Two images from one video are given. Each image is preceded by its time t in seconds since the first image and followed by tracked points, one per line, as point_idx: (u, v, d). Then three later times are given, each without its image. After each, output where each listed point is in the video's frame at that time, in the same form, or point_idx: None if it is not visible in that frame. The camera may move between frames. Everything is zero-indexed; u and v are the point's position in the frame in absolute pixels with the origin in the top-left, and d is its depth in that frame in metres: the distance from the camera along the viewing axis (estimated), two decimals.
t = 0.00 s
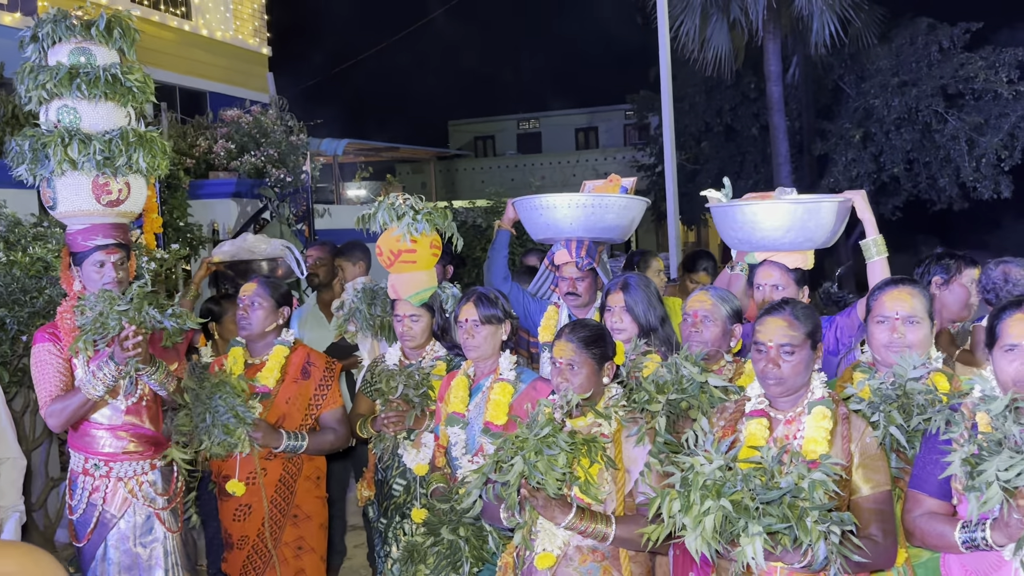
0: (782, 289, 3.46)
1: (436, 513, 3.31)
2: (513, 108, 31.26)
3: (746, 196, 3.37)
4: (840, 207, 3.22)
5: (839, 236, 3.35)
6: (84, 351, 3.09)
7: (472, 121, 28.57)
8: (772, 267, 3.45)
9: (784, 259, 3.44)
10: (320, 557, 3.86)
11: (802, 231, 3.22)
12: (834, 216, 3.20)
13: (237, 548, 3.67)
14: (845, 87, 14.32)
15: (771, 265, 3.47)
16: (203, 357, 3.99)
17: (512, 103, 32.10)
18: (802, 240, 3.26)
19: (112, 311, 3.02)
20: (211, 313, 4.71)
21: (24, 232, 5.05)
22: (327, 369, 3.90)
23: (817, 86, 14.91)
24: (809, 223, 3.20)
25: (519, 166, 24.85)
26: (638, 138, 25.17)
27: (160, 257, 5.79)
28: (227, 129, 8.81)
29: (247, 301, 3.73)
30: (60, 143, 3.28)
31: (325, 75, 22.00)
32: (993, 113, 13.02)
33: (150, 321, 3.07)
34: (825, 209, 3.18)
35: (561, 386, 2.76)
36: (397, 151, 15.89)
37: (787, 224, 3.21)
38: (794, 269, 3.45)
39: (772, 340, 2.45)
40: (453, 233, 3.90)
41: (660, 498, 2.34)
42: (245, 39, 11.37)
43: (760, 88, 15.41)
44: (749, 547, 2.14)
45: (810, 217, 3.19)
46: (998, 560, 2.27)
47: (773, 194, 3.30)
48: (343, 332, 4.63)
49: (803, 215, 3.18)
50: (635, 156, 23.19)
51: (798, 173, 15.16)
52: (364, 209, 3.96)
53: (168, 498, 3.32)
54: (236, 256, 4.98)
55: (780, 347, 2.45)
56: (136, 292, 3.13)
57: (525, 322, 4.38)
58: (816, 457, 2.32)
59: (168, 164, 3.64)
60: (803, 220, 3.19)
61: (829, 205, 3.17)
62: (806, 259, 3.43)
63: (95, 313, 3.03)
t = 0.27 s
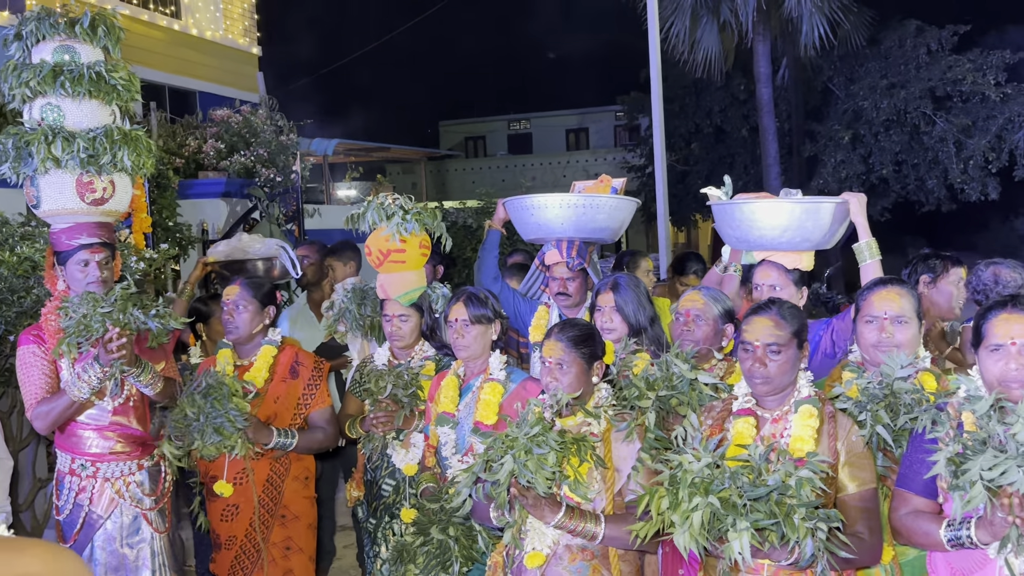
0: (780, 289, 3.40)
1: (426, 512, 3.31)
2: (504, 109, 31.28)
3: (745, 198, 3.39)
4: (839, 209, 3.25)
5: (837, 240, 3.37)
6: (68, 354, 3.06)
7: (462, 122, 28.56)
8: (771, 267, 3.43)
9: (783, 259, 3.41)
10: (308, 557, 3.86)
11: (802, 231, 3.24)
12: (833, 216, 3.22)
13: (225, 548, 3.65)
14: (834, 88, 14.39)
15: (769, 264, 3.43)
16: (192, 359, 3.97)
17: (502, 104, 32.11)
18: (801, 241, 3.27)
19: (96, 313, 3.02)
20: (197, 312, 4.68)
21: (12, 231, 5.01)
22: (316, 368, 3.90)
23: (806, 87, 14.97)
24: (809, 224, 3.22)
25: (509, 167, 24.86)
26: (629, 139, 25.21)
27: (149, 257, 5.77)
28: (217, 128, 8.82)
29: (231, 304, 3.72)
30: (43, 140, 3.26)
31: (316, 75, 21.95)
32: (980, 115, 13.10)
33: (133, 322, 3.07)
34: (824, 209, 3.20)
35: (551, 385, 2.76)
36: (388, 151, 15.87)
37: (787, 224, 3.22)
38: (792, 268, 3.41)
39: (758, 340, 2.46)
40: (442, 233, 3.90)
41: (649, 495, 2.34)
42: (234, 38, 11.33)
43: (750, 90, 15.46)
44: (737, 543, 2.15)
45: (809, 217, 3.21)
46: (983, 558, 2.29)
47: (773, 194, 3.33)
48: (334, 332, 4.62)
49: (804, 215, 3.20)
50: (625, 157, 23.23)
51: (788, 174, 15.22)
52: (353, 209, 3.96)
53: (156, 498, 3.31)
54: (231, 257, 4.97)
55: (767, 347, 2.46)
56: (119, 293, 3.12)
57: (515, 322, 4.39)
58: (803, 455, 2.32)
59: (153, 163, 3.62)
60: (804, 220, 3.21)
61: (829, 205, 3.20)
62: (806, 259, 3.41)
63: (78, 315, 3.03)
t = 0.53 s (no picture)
0: (774, 290, 3.44)
1: (413, 512, 3.32)
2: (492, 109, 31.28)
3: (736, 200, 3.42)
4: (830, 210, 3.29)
5: (828, 242, 3.40)
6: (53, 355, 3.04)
7: (451, 122, 28.55)
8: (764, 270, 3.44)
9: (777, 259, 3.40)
10: (293, 556, 3.85)
11: (794, 231, 3.26)
12: (824, 216, 3.26)
13: (208, 549, 3.65)
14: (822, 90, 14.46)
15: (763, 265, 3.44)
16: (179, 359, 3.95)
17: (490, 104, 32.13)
18: (794, 242, 3.29)
19: (81, 314, 3.01)
20: (185, 316, 4.61)
21: None
22: (301, 368, 3.92)
23: (794, 89, 15.04)
24: (802, 224, 3.25)
25: (498, 167, 24.87)
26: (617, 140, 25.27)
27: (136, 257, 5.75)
28: (204, 128, 8.82)
29: (215, 306, 3.70)
30: (28, 138, 3.24)
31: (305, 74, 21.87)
32: (966, 117, 13.20)
33: (120, 323, 3.07)
34: (816, 209, 3.24)
35: (537, 384, 2.77)
36: (376, 151, 15.84)
37: (780, 225, 3.24)
38: (787, 270, 3.41)
39: (742, 339, 2.48)
40: (430, 232, 3.90)
41: (634, 492, 2.36)
42: (222, 37, 11.28)
43: (738, 91, 15.53)
44: (723, 538, 2.17)
45: (801, 217, 3.24)
46: (965, 555, 2.31)
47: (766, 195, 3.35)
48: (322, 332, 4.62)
49: (795, 215, 3.23)
50: (614, 157, 23.29)
51: (775, 175, 15.30)
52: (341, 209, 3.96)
53: (142, 498, 3.32)
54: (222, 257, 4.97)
55: (751, 346, 2.47)
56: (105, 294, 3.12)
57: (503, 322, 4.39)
58: (786, 452, 2.34)
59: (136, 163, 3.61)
60: (796, 221, 3.24)
61: (820, 206, 3.24)
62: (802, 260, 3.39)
63: (64, 315, 3.02)
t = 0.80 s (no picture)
0: (767, 290, 3.46)
1: (400, 509, 3.32)
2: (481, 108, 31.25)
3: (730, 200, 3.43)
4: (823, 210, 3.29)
5: (820, 242, 3.40)
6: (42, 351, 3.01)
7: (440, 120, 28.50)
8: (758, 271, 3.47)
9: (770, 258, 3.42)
10: (276, 556, 3.83)
11: (787, 231, 3.26)
12: (817, 216, 3.26)
13: (189, 548, 3.64)
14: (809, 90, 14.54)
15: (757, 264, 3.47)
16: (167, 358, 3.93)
17: (479, 103, 32.10)
18: (786, 241, 3.30)
19: (72, 311, 2.99)
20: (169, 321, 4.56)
21: None
22: (288, 367, 3.90)
23: (782, 88, 15.10)
24: (795, 224, 3.26)
25: (487, 166, 24.86)
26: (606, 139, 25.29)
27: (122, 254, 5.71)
28: (191, 125, 8.77)
29: (197, 308, 3.67)
30: (18, 135, 3.21)
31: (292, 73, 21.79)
32: (952, 118, 13.28)
33: (109, 321, 3.06)
34: (809, 209, 3.24)
35: (524, 381, 2.77)
36: (364, 149, 15.79)
37: (773, 224, 3.25)
38: (780, 269, 3.44)
39: (727, 336, 2.49)
40: (418, 230, 3.89)
41: (621, 487, 2.36)
42: (209, 35, 11.23)
43: (726, 90, 15.58)
44: (709, 533, 2.17)
45: (794, 217, 3.25)
46: (948, 551, 2.32)
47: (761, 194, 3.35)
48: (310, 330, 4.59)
49: (788, 215, 3.23)
50: (602, 156, 23.31)
51: (763, 175, 15.36)
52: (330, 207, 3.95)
53: (128, 496, 3.30)
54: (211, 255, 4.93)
55: (735, 342, 2.48)
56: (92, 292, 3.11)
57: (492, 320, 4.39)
58: (771, 447, 2.34)
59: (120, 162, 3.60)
60: (788, 220, 3.25)
61: (813, 205, 3.24)
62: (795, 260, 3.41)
63: (54, 312, 2.99)
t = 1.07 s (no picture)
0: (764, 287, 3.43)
1: (393, 506, 3.31)
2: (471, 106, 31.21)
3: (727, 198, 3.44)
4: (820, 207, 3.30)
5: (818, 239, 3.41)
6: (34, 345, 3.00)
7: (431, 119, 28.46)
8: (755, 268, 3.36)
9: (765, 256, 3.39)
10: (269, 553, 3.81)
11: (784, 228, 3.27)
12: (815, 213, 3.27)
13: (181, 547, 3.62)
14: (799, 89, 14.57)
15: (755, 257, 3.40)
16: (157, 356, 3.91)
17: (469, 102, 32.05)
18: (783, 238, 3.31)
19: (66, 304, 2.99)
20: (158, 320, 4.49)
21: None
22: (278, 366, 3.87)
23: (772, 87, 15.13)
24: (793, 220, 3.26)
25: (478, 164, 24.84)
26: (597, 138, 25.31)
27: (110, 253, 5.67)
28: (181, 123, 8.71)
29: (195, 299, 3.66)
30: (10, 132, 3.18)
31: (282, 70, 21.70)
32: (941, 117, 13.34)
33: (103, 314, 3.06)
34: (807, 206, 3.24)
35: (517, 378, 2.77)
36: (355, 147, 15.74)
37: (771, 221, 3.26)
38: (777, 266, 3.38)
39: (718, 331, 2.48)
40: (411, 227, 3.87)
41: (614, 482, 2.35)
42: (199, 32, 11.17)
43: (716, 90, 15.61)
44: (702, 525, 2.17)
45: (792, 214, 3.25)
46: (942, 545, 2.33)
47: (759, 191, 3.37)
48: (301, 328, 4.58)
49: (785, 212, 3.24)
50: (592, 155, 23.32)
51: (753, 174, 15.40)
52: (323, 202, 3.92)
53: (118, 493, 3.27)
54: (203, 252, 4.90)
55: (727, 338, 2.48)
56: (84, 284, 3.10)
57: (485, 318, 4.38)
58: (763, 442, 2.34)
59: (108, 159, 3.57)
60: (786, 217, 3.25)
61: (810, 202, 3.24)
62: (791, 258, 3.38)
63: (46, 307, 2.98)
